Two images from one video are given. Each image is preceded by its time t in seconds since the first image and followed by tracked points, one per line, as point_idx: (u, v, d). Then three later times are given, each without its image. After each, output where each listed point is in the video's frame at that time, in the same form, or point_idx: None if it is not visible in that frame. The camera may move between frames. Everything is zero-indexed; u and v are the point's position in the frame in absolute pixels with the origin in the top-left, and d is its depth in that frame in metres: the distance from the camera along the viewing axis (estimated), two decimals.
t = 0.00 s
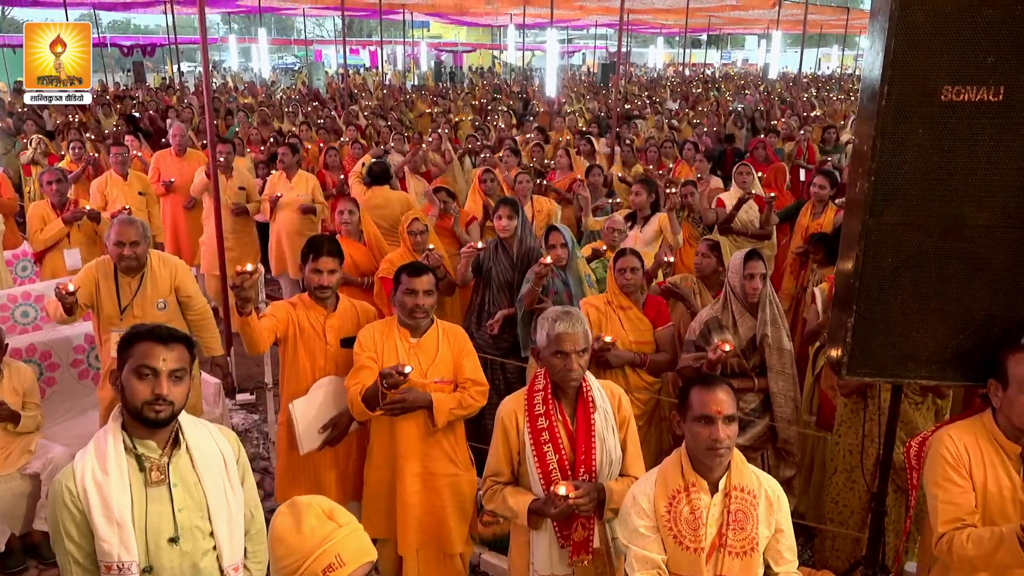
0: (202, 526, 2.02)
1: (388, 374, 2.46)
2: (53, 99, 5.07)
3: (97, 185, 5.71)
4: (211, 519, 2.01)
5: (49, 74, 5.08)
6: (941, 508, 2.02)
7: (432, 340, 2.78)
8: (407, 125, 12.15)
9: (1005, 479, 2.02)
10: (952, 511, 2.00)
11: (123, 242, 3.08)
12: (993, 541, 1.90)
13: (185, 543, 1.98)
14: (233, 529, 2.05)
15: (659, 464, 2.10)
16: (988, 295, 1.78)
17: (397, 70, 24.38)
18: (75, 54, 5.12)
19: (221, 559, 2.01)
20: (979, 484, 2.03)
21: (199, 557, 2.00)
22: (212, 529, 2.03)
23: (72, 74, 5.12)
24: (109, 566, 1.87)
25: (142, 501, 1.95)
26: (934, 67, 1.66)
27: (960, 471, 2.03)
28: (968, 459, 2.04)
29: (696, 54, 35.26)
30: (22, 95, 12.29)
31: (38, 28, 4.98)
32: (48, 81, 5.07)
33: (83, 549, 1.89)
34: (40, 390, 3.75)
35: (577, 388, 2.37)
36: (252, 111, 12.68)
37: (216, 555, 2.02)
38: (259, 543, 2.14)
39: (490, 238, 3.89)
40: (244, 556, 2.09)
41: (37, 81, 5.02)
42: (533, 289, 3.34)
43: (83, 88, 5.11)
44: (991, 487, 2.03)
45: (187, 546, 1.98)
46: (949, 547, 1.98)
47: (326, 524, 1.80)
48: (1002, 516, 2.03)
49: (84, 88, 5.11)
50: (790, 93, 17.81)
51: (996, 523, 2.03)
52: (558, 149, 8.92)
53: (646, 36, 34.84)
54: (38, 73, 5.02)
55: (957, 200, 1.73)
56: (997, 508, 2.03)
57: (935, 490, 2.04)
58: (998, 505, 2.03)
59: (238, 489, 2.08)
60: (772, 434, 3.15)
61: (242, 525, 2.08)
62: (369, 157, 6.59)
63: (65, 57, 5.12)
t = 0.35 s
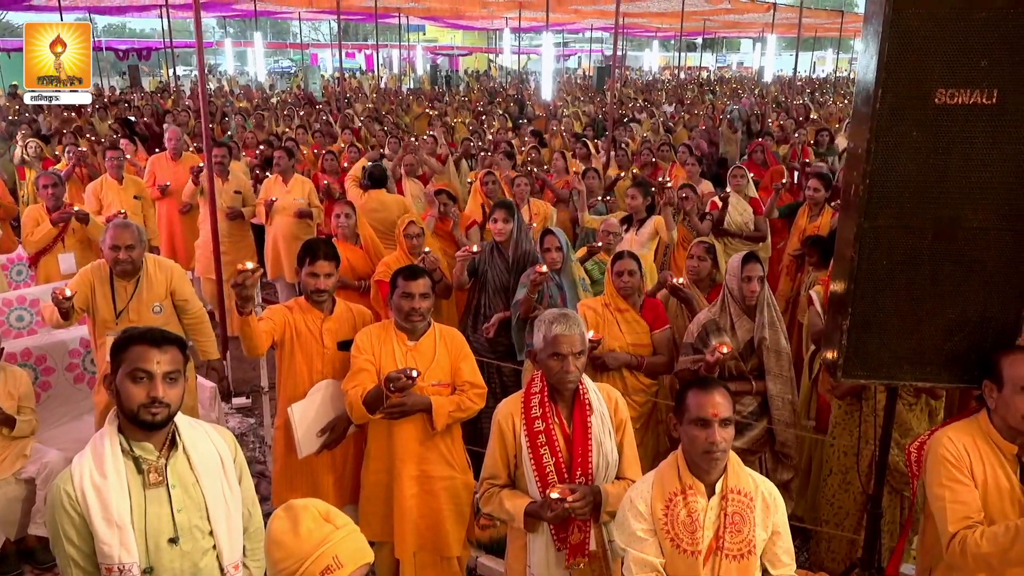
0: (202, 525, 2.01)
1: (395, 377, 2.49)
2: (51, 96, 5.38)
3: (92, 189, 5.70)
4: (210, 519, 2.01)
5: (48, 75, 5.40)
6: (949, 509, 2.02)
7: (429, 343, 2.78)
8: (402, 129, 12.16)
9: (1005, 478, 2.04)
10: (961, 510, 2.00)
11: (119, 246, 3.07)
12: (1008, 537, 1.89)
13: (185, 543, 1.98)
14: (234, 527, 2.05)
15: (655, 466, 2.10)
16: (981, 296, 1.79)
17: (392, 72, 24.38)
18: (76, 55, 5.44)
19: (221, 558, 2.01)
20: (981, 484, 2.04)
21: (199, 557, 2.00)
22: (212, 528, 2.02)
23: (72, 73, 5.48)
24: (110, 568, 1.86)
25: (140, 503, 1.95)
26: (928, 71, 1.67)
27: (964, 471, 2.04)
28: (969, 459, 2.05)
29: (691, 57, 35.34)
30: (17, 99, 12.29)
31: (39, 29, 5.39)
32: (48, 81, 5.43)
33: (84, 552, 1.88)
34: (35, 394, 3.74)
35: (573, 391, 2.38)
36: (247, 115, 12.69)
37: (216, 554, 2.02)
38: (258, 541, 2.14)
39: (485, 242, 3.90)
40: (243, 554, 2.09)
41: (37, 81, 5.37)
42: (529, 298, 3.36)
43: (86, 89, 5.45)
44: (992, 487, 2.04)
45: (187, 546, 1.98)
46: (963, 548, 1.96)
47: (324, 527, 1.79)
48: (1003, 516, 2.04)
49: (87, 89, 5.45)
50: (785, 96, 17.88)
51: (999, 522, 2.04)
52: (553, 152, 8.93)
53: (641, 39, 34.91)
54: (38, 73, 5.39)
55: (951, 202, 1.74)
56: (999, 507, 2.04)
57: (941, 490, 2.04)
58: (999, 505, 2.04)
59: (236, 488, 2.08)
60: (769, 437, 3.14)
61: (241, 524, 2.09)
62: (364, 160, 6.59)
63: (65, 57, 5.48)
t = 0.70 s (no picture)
0: (206, 523, 2.01)
1: (397, 365, 2.44)
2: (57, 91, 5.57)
3: (92, 191, 5.71)
4: (215, 517, 2.01)
5: (49, 73, 5.51)
6: (938, 509, 2.02)
7: (430, 343, 2.78)
8: (401, 131, 12.17)
9: (1003, 481, 2.03)
10: (949, 512, 2.01)
11: (119, 248, 3.06)
12: (985, 540, 1.89)
13: (189, 541, 1.98)
14: (239, 524, 2.05)
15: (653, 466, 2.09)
16: (980, 298, 1.80)
17: (392, 74, 24.39)
18: (76, 55, 5.53)
19: (225, 555, 2.02)
20: (977, 487, 2.04)
21: (203, 555, 2.00)
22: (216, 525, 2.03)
23: (70, 73, 5.51)
24: (115, 566, 1.85)
25: (144, 502, 1.94)
26: (928, 71, 1.67)
27: (960, 473, 2.04)
28: (967, 462, 2.04)
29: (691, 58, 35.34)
30: (17, 100, 12.30)
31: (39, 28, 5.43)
32: (48, 81, 5.49)
33: (90, 551, 1.87)
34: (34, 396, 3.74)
35: (573, 391, 2.38)
36: (246, 116, 12.69)
37: (221, 551, 2.02)
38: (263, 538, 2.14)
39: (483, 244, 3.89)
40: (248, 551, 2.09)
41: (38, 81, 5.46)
42: (527, 304, 3.37)
43: (85, 89, 5.48)
44: (990, 489, 2.04)
45: (192, 543, 1.98)
46: (944, 549, 1.98)
47: (329, 526, 1.79)
48: (1000, 518, 2.04)
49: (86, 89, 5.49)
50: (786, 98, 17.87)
51: (993, 523, 2.03)
52: (553, 154, 8.94)
53: (641, 40, 34.92)
54: (39, 74, 5.47)
55: (951, 203, 1.74)
56: (997, 510, 2.04)
57: (932, 491, 2.04)
58: (997, 508, 2.04)
59: (241, 485, 2.07)
60: (771, 439, 3.14)
61: (245, 521, 2.09)
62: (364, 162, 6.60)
63: (65, 56, 5.51)
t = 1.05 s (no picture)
0: (205, 526, 2.01)
1: (382, 378, 2.43)
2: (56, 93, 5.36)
3: (88, 193, 5.69)
4: (214, 520, 2.00)
5: (48, 73, 5.28)
6: (942, 518, 2.03)
7: (427, 347, 2.77)
8: (399, 135, 12.16)
9: (1000, 489, 2.05)
10: (953, 521, 2.01)
11: (115, 251, 3.06)
12: (999, 554, 1.91)
13: (189, 544, 1.97)
14: (237, 527, 2.04)
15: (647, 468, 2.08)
16: (976, 305, 1.84)
17: (389, 78, 24.42)
18: (77, 55, 5.25)
19: (224, 558, 2.01)
20: (977, 495, 2.05)
21: (203, 558, 1.99)
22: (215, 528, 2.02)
23: (72, 73, 5.28)
24: (114, 570, 1.84)
25: (144, 505, 1.94)
26: (924, 80, 1.73)
27: (960, 482, 2.05)
28: (966, 470, 2.06)
29: (688, 63, 35.41)
30: (10, 102, 12.22)
31: (39, 29, 5.18)
32: (48, 81, 5.28)
33: (88, 555, 1.86)
34: (30, 399, 3.73)
35: (568, 396, 2.37)
36: (242, 119, 12.65)
37: (219, 555, 2.01)
38: (261, 542, 2.14)
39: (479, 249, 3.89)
40: (246, 555, 2.08)
41: (37, 80, 5.23)
42: (522, 311, 3.38)
43: (85, 89, 5.26)
44: (988, 497, 2.05)
45: (191, 547, 1.97)
46: (953, 560, 1.98)
47: (325, 530, 1.79)
48: (998, 526, 2.05)
49: (86, 89, 5.26)
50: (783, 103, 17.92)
51: (993, 533, 2.04)
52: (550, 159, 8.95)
53: (639, 46, 35.03)
54: (38, 73, 5.23)
55: (946, 209, 1.79)
56: (995, 518, 2.05)
57: (936, 500, 2.05)
58: (995, 516, 2.05)
59: (239, 488, 2.07)
60: (768, 443, 3.09)
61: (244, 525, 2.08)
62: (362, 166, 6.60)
63: (65, 57, 5.28)
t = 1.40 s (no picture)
0: (202, 531, 2.00)
1: (377, 394, 2.48)
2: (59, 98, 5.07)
3: (84, 198, 5.69)
4: (211, 524, 2.00)
5: (49, 74, 5.02)
6: (934, 515, 2.03)
7: (423, 351, 2.77)
8: (396, 138, 12.16)
9: (994, 486, 2.05)
10: (945, 518, 2.01)
11: (110, 256, 3.05)
12: (983, 546, 1.89)
13: (186, 549, 1.96)
14: (235, 532, 2.04)
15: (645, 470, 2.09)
16: (970, 306, 1.85)
17: (386, 81, 24.41)
18: (77, 54, 5.02)
19: (221, 563, 2.00)
20: (970, 492, 2.05)
21: (199, 563, 1.98)
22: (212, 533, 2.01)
23: (72, 73, 5.06)
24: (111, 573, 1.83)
25: (141, 509, 1.93)
26: (917, 82, 1.74)
27: (954, 479, 2.05)
28: (959, 466, 2.06)
29: (684, 65, 35.47)
30: (7, 107, 12.21)
31: (39, 28, 4.96)
32: (48, 81, 5.04)
33: (85, 559, 1.85)
34: (25, 404, 3.72)
35: (564, 398, 2.37)
36: (237, 123, 12.64)
37: (216, 559, 2.00)
38: (257, 547, 2.13)
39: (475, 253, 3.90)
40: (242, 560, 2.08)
41: (37, 81, 4.99)
42: (517, 314, 3.38)
43: (86, 88, 5.06)
44: (982, 495, 2.05)
45: (188, 551, 1.96)
46: (941, 555, 1.97)
47: (319, 534, 1.78)
48: (991, 522, 2.05)
49: (88, 88, 5.07)
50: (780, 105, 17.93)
51: (986, 529, 2.05)
52: (546, 162, 8.95)
53: (635, 48, 35.06)
54: (38, 73, 4.99)
55: (941, 211, 1.79)
56: (988, 515, 2.05)
57: (929, 497, 2.05)
58: (989, 513, 2.05)
59: (237, 493, 2.07)
60: (765, 445, 3.08)
61: (241, 530, 2.07)
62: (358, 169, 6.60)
63: (65, 57, 5.05)
